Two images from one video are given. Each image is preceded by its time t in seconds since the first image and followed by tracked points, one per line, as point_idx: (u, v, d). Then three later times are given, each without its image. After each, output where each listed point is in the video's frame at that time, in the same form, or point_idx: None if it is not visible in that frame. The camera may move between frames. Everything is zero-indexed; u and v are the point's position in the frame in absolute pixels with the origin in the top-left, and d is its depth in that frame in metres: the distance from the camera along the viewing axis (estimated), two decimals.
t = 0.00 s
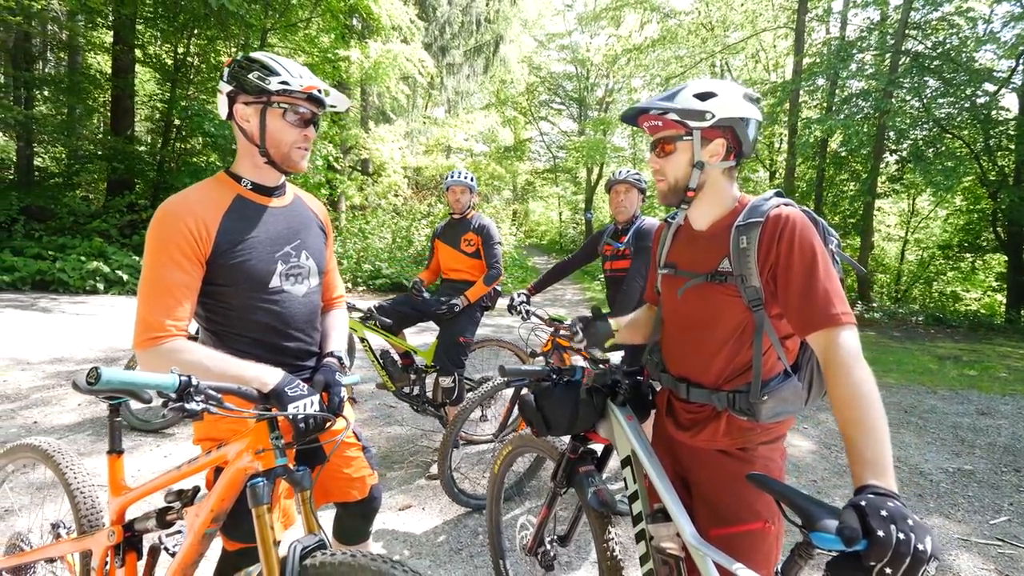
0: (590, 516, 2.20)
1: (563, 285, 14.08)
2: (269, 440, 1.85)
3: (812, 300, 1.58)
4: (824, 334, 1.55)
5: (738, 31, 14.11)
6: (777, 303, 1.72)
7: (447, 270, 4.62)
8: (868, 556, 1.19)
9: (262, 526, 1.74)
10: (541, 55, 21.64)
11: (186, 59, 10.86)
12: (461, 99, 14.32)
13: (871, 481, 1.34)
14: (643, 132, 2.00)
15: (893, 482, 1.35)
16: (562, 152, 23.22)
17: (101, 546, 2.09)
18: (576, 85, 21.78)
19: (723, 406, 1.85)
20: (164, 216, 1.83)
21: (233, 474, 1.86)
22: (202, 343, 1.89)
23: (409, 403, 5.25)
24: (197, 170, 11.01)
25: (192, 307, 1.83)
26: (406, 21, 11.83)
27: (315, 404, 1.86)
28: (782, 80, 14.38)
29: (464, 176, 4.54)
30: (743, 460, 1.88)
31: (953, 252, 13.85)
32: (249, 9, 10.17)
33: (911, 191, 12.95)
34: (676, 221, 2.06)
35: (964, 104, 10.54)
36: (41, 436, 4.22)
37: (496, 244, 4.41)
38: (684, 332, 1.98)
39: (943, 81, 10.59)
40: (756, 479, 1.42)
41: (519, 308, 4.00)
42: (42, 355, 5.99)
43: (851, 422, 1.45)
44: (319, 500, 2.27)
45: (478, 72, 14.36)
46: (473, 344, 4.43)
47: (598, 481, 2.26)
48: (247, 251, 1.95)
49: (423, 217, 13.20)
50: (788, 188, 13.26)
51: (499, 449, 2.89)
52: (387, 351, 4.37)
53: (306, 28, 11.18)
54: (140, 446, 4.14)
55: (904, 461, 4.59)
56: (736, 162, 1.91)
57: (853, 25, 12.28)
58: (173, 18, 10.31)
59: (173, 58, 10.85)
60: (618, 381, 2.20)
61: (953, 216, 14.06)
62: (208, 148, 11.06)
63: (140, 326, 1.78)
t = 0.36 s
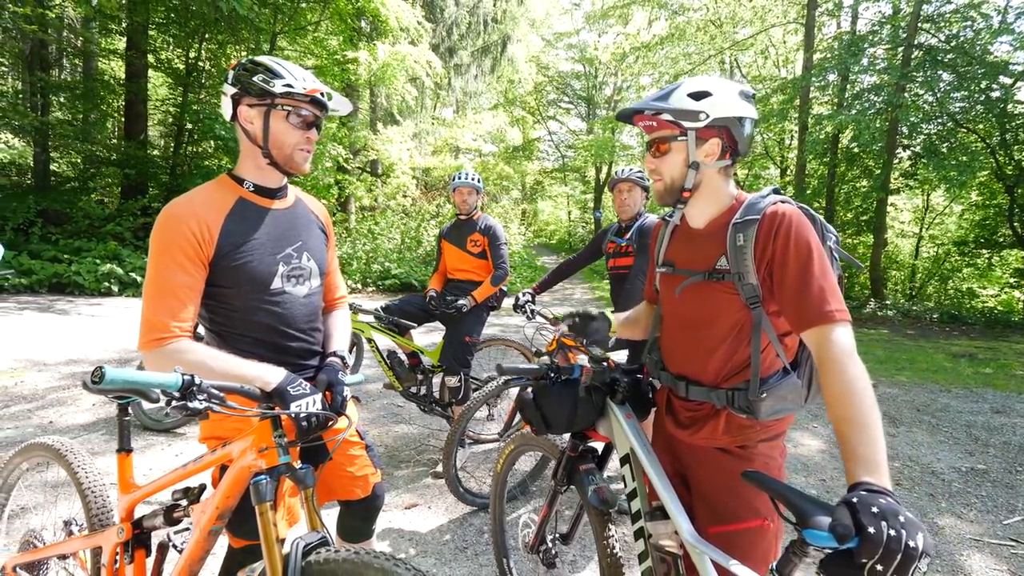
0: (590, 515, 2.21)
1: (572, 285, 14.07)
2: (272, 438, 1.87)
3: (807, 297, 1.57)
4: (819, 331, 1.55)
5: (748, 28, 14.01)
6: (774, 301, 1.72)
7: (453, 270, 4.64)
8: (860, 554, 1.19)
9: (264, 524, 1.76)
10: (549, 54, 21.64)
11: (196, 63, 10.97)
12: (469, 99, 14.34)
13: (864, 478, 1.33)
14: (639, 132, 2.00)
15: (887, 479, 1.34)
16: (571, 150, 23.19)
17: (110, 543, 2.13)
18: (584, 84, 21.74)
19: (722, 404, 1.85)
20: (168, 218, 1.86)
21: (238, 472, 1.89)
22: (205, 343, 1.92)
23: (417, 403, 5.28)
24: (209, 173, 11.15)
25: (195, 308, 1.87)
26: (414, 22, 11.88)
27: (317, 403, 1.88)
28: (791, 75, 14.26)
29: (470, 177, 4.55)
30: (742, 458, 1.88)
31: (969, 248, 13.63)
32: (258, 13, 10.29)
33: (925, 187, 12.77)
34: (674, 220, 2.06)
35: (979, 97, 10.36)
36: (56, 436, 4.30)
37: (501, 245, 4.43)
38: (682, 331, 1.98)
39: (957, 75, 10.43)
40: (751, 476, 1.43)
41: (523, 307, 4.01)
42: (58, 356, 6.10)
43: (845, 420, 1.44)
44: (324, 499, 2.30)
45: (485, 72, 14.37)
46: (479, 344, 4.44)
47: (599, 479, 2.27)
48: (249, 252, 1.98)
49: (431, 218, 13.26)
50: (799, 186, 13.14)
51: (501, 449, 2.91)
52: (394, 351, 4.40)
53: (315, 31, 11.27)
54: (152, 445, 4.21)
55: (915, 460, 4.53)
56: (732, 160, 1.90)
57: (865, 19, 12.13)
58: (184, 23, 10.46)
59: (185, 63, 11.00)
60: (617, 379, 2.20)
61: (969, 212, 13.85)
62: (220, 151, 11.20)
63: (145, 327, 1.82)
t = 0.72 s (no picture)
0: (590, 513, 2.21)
1: (580, 284, 14.06)
2: (273, 436, 1.89)
3: (801, 293, 1.56)
4: (812, 328, 1.54)
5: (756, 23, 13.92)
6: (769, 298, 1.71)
7: (457, 269, 4.66)
8: (852, 551, 1.18)
9: (265, 520, 1.78)
10: (556, 53, 21.65)
11: (206, 66, 11.10)
12: (476, 99, 14.35)
13: (857, 475, 1.33)
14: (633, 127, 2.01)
15: (880, 474, 1.34)
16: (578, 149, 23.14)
17: (118, 540, 2.17)
18: (591, 82, 21.70)
19: (719, 401, 1.84)
20: (169, 218, 1.89)
21: (240, 469, 1.92)
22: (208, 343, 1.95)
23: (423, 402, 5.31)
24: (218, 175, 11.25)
25: (198, 308, 1.90)
26: (420, 22, 11.93)
27: (317, 401, 1.90)
28: (800, 71, 14.15)
29: (474, 177, 4.56)
30: (738, 455, 1.88)
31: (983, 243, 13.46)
32: (266, 16, 10.38)
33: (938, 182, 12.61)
34: (670, 217, 2.06)
35: (992, 91, 10.21)
36: (69, 435, 4.38)
37: (506, 244, 4.44)
38: (679, 328, 1.98)
39: (970, 68, 10.28)
40: (744, 473, 1.42)
41: (528, 306, 4.01)
42: (71, 357, 6.20)
43: (839, 417, 1.44)
44: (327, 497, 2.32)
45: (491, 71, 14.37)
46: (484, 343, 4.46)
47: (598, 477, 2.27)
48: (248, 253, 2.01)
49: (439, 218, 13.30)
50: (808, 183, 13.03)
51: (503, 448, 2.91)
52: (399, 351, 4.43)
53: (322, 33, 11.35)
54: (162, 444, 4.27)
55: (924, 459, 4.49)
56: (727, 157, 1.90)
57: (875, 13, 12.00)
58: (193, 27, 10.55)
59: (195, 67, 11.12)
60: (615, 377, 2.20)
61: (983, 207, 13.67)
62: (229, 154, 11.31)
63: (147, 327, 1.85)
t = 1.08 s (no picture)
0: (588, 514, 2.20)
1: (584, 284, 14.04)
2: (269, 437, 1.89)
3: (798, 291, 1.55)
4: (809, 327, 1.53)
5: (761, 22, 13.86)
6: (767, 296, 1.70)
7: (459, 270, 4.66)
8: (845, 555, 1.17)
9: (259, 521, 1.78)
10: (560, 54, 21.66)
11: (211, 69, 11.18)
12: (480, 100, 14.35)
13: (852, 476, 1.31)
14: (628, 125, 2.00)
15: (876, 476, 1.32)
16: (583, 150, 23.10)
17: (118, 539, 2.18)
18: (595, 82, 21.67)
19: (719, 399, 1.83)
20: (166, 220, 1.90)
21: (237, 469, 1.93)
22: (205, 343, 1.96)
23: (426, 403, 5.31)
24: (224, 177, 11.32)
25: (195, 308, 1.90)
26: (424, 23, 11.97)
27: (313, 401, 1.90)
28: (805, 69, 14.06)
29: (475, 178, 4.56)
30: (738, 454, 1.86)
31: (992, 242, 13.32)
32: (271, 19, 10.46)
33: (946, 180, 12.49)
34: (665, 215, 2.05)
35: (1000, 87, 10.10)
36: (74, 436, 4.41)
37: (507, 245, 4.43)
38: (677, 327, 1.96)
39: (977, 64, 10.18)
40: (740, 475, 1.40)
41: (529, 306, 4.00)
42: (78, 358, 6.25)
43: (836, 416, 1.42)
44: (326, 497, 2.32)
45: (495, 72, 14.37)
46: (486, 343, 4.45)
47: (596, 477, 2.26)
48: (245, 254, 2.02)
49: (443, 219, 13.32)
50: (814, 181, 12.95)
51: (502, 448, 2.91)
52: (401, 352, 4.44)
53: (326, 35, 11.40)
54: (166, 445, 4.30)
55: (931, 459, 4.44)
56: (722, 154, 1.89)
57: (881, 11, 11.93)
58: (199, 30, 10.61)
59: (201, 70, 11.20)
60: (612, 377, 2.19)
61: (992, 205, 13.53)
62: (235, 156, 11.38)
63: (145, 328, 1.86)
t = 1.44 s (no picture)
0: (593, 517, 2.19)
1: (594, 284, 14.02)
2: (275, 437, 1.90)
3: (805, 289, 1.53)
4: (816, 326, 1.51)
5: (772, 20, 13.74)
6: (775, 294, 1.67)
7: (467, 270, 4.66)
8: (853, 562, 1.15)
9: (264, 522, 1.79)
10: (569, 54, 21.65)
11: (223, 73, 11.31)
12: (489, 101, 14.36)
13: (859, 479, 1.29)
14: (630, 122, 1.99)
15: (884, 478, 1.30)
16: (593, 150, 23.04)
17: (127, 537, 2.21)
18: (605, 82, 21.60)
19: (736, 397, 1.81)
20: (173, 220, 1.92)
21: (242, 470, 1.94)
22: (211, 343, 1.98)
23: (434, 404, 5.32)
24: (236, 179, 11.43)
25: (201, 309, 1.92)
26: (433, 25, 12.01)
27: (319, 401, 1.90)
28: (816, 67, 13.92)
29: (483, 179, 4.55)
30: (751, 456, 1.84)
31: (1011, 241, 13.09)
32: (282, 22, 10.55)
33: (964, 178, 12.28)
34: (668, 213, 2.03)
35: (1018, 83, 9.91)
36: (88, 435, 4.48)
37: (514, 245, 4.42)
38: (685, 326, 1.95)
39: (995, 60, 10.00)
40: (744, 477, 1.37)
41: (536, 307, 3.99)
42: (92, 359, 6.34)
43: (842, 417, 1.40)
44: (332, 496, 2.33)
45: (505, 73, 14.36)
46: (493, 344, 4.45)
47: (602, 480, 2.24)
48: (250, 255, 2.03)
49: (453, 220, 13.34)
50: (826, 180, 12.82)
51: (509, 449, 2.90)
52: (409, 352, 4.45)
53: (337, 38, 11.48)
54: (178, 444, 4.35)
55: (947, 462, 4.37)
56: (725, 152, 1.87)
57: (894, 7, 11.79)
58: (212, 34, 10.73)
59: (213, 74, 11.32)
60: (616, 379, 2.17)
61: (1010, 203, 13.29)
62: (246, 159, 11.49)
63: (152, 327, 1.88)
